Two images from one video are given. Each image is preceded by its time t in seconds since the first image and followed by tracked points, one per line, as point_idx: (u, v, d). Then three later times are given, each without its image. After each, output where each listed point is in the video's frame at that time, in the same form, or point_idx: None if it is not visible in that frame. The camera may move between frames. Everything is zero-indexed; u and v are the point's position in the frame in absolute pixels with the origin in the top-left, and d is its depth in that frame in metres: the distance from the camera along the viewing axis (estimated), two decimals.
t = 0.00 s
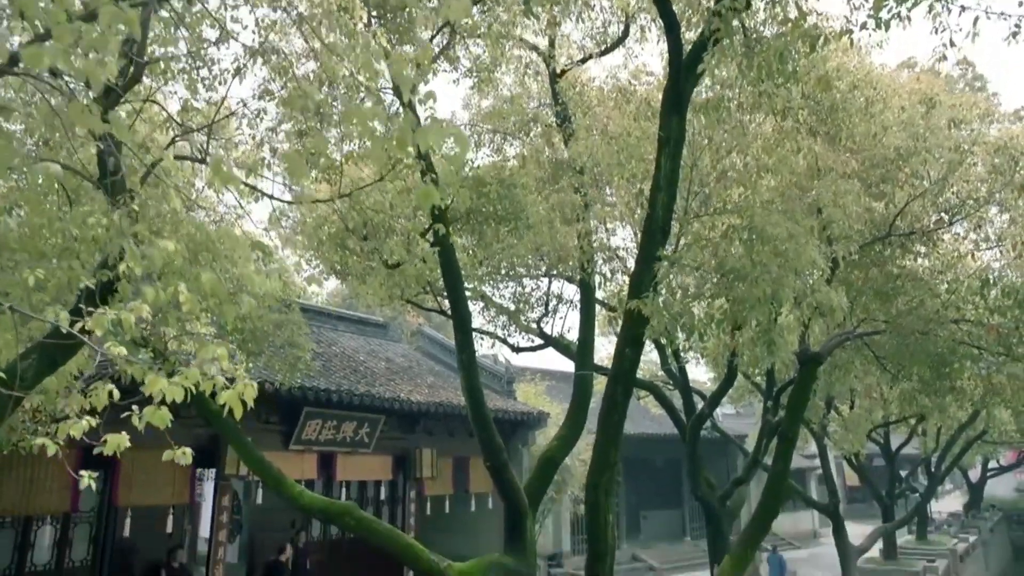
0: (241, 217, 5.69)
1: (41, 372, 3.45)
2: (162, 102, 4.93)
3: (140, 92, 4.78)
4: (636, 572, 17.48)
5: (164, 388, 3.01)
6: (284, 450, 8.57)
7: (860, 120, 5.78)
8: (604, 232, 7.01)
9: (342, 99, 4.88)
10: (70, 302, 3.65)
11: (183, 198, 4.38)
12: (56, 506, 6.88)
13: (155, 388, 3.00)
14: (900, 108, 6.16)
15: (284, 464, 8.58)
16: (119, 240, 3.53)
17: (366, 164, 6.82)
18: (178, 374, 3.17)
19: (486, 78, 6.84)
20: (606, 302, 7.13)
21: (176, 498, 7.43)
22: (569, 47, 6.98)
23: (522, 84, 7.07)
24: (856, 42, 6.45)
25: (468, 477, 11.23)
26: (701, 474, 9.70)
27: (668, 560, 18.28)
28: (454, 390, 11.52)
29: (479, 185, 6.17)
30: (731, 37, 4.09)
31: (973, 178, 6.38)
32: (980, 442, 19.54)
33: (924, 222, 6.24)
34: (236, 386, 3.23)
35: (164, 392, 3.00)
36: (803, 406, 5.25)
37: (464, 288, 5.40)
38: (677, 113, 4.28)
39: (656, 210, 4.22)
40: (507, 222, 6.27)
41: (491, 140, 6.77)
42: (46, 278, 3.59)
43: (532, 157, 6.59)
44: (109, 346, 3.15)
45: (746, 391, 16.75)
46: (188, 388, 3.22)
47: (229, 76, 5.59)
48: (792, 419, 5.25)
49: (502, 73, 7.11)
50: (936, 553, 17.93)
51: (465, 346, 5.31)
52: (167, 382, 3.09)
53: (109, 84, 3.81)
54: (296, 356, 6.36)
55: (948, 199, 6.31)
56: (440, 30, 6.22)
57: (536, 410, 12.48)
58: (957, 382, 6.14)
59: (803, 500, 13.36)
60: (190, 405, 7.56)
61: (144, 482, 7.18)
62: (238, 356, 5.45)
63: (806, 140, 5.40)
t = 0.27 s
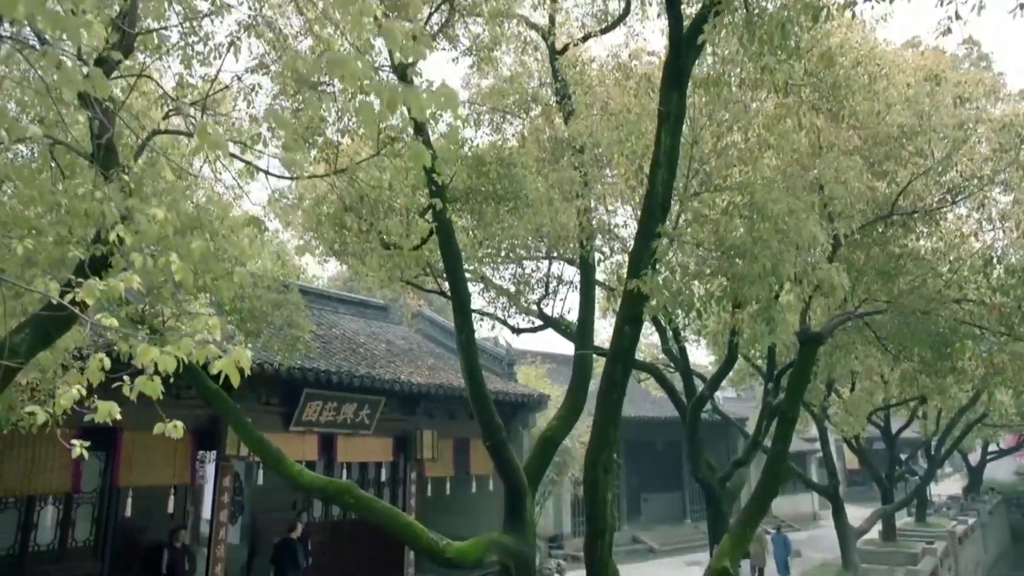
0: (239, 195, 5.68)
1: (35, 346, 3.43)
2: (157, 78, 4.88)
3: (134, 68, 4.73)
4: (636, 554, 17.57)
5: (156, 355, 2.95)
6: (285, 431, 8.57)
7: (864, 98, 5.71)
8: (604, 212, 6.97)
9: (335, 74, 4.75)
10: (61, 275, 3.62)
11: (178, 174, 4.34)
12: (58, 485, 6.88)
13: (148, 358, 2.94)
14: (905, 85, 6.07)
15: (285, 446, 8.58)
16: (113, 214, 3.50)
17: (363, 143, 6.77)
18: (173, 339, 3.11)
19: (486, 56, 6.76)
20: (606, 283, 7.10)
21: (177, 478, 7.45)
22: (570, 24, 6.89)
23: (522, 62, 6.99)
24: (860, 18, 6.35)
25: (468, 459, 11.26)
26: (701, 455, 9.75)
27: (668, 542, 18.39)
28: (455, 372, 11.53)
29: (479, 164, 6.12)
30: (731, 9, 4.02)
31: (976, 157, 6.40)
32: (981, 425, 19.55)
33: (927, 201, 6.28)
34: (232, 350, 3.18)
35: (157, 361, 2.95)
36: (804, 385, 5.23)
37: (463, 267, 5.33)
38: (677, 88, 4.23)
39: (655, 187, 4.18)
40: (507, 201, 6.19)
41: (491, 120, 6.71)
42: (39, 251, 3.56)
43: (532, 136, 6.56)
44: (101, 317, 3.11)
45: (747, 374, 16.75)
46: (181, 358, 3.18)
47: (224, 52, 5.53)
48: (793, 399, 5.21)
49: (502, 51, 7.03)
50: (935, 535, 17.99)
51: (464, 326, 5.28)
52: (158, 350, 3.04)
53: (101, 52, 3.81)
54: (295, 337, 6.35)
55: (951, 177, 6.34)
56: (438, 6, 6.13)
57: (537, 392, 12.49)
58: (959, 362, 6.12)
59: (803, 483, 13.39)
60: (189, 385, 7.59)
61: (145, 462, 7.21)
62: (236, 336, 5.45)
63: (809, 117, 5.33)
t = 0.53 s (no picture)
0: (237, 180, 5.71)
1: (27, 325, 3.41)
2: (151, 57, 4.82)
3: (127, 47, 4.67)
4: (636, 540, 17.65)
5: (144, 328, 2.98)
6: (285, 417, 8.56)
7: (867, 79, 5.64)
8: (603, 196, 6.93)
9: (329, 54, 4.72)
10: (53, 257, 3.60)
11: (171, 154, 4.29)
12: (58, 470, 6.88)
13: (136, 331, 2.97)
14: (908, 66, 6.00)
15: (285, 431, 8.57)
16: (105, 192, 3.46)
17: (360, 125, 6.71)
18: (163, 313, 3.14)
19: (484, 38, 6.68)
20: (605, 268, 7.14)
21: (176, 463, 7.44)
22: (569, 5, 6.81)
23: (521, 44, 6.91)
24: None
25: (468, 444, 11.29)
26: (700, 439, 9.78)
27: (667, 528, 18.48)
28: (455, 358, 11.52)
29: (479, 146, 6.13)
30: None
31: (979, 138, 6.35)
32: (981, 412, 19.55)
33: (929, 183, 6.27)
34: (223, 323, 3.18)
35: (145, 333, 2.98)
36: (803, 368, 5.21)
37: (462, 250, 5.27)
38: (677, 65, 4.17)
39: (655, 167, 4.14)
40: (505, 184, 6.12)
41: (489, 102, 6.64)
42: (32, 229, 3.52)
43: (531, 118, 6.49)
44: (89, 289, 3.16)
45: (748, 360, 16.74)
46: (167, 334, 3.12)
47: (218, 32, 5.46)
48: (793, 382, 5.20)
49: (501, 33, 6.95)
50: (934, 521, 18.04)
51: (463, 309, 5.25)
52: (148, 324, 3.06)
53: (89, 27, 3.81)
54: (293, 321, 6.33)
55: (954, 159, 6.28)
56: None
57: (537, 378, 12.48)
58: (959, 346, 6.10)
59: (803, 468, 13.41)
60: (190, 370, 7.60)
61: (144, 446, 7.20)
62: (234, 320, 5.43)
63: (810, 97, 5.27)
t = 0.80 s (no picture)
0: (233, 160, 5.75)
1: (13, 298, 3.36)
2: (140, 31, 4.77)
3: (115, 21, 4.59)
4: (635, 523, 17.73)
5: (124, 295, 2.89)
6: (282, 399, 8.52)
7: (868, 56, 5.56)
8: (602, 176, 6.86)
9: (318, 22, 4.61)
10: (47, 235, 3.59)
11: (163, 130, 4.23)
12: (56, 451, 6.71)
13: (116, 298, 2.88)
14: (910, 43, 5.91)
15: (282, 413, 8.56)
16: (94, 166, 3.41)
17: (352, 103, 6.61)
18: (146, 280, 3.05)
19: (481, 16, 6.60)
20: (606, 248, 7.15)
21: (176, 444, 7.45)
22: None
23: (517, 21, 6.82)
24: None
25: (467, 427, 11.31)
26: (699, 421, 9.81)
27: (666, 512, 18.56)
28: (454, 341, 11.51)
29: (477, 125, 6.04)
30: None
31: (982, 117, 6.26)
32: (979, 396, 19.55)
33: (931, 161, 6.23)
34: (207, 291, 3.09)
35: (126, 301, 2.89)
36: (802, 347, 5.18)
37: (459, 229, 5.22)
38: (675, 38, 4.09)
39: (652, 142, 4.08)
40: (503, 162, 6.10)
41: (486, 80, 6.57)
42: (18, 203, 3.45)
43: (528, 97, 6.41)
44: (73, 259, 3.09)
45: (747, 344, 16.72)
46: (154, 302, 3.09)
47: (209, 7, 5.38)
48: (791, 360, 5.18)
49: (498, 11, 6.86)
50: (931, 505, 18.09)
51: (460, 288, 5.21)
52: (129, 292, 2.97)
53: None
54: (289, 301, 6.30)
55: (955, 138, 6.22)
56: None
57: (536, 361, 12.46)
58: (960, 326, 6.05)
59: (801, 452, 13.43)
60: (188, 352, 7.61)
61: (144, 427, 7.19)
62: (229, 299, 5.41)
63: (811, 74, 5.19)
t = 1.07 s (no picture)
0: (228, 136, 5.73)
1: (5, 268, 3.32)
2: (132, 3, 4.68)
3: None
4: (637, 506, 17.79)
5: (113, 257, 2.97)
6: (283, 380, 8.51)
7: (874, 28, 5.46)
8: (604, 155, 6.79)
9: None
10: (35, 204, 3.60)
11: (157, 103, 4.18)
12: (57, 431, 6.64)
13: (104, 261, 2.95)
14: (917, 16, 5.80)
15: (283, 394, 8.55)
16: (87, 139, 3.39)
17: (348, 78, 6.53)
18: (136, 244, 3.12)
19: None
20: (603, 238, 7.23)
21: (177, 424, 7.41)
22: None
23: None
24: None
25: (469, 409, 11.31)
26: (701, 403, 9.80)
27: (668, 495, 18.62)
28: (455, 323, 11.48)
29: (477, 102, 6.06)
30: None
31: (988, 92, 6.17)
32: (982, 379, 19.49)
33: (938, 137, 6.14)
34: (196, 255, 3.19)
35: (114, 263, 2.96)
36: (807, 324, 5.13)
37: (458, 207, 5.17)
38: (678, 8, 3.99)
39: (653, 116, 4.03)
40: (504, 141, 6.17)
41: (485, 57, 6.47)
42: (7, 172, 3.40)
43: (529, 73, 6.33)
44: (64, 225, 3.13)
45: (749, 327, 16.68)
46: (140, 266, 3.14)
47: None
48: (795, 338, 5.12)
49: None
50: (934, 488, 18.10)
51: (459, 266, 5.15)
52: (117, 255, 3.04)
53: None
54: (288, 280, 6.26)
55: (962, 112, 6.12)
56: None
57: (538, 343, 12.43)
58: (964, 305, 6.00)
59: (804, 434, 13.41)
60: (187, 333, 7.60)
61: (144, 407, 7.14)
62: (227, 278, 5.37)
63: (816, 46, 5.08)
